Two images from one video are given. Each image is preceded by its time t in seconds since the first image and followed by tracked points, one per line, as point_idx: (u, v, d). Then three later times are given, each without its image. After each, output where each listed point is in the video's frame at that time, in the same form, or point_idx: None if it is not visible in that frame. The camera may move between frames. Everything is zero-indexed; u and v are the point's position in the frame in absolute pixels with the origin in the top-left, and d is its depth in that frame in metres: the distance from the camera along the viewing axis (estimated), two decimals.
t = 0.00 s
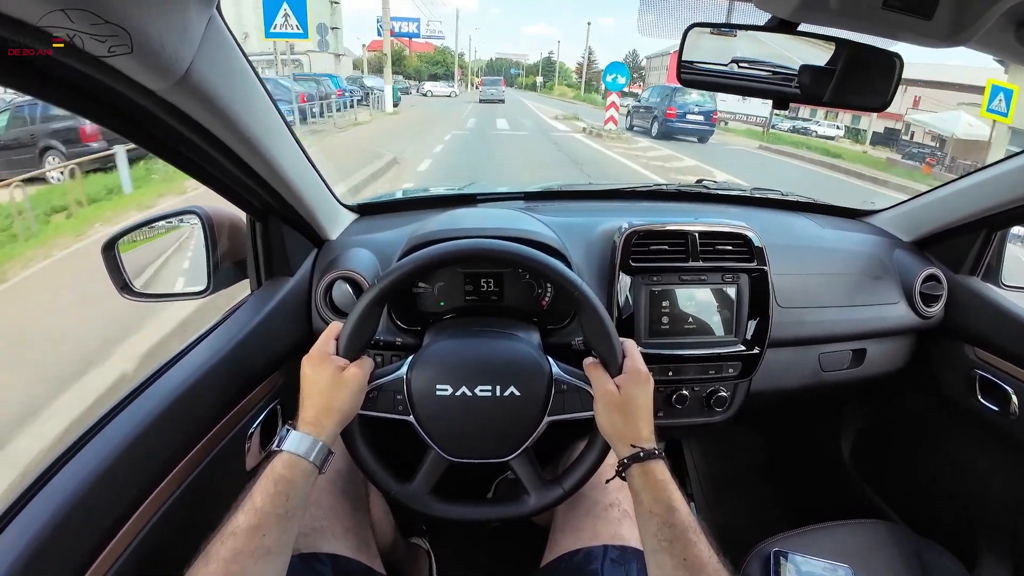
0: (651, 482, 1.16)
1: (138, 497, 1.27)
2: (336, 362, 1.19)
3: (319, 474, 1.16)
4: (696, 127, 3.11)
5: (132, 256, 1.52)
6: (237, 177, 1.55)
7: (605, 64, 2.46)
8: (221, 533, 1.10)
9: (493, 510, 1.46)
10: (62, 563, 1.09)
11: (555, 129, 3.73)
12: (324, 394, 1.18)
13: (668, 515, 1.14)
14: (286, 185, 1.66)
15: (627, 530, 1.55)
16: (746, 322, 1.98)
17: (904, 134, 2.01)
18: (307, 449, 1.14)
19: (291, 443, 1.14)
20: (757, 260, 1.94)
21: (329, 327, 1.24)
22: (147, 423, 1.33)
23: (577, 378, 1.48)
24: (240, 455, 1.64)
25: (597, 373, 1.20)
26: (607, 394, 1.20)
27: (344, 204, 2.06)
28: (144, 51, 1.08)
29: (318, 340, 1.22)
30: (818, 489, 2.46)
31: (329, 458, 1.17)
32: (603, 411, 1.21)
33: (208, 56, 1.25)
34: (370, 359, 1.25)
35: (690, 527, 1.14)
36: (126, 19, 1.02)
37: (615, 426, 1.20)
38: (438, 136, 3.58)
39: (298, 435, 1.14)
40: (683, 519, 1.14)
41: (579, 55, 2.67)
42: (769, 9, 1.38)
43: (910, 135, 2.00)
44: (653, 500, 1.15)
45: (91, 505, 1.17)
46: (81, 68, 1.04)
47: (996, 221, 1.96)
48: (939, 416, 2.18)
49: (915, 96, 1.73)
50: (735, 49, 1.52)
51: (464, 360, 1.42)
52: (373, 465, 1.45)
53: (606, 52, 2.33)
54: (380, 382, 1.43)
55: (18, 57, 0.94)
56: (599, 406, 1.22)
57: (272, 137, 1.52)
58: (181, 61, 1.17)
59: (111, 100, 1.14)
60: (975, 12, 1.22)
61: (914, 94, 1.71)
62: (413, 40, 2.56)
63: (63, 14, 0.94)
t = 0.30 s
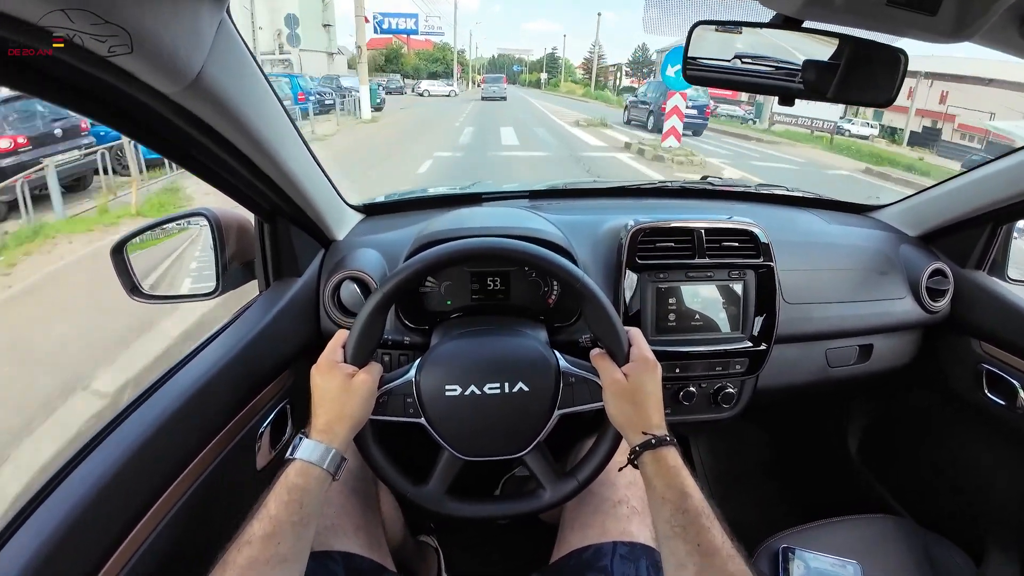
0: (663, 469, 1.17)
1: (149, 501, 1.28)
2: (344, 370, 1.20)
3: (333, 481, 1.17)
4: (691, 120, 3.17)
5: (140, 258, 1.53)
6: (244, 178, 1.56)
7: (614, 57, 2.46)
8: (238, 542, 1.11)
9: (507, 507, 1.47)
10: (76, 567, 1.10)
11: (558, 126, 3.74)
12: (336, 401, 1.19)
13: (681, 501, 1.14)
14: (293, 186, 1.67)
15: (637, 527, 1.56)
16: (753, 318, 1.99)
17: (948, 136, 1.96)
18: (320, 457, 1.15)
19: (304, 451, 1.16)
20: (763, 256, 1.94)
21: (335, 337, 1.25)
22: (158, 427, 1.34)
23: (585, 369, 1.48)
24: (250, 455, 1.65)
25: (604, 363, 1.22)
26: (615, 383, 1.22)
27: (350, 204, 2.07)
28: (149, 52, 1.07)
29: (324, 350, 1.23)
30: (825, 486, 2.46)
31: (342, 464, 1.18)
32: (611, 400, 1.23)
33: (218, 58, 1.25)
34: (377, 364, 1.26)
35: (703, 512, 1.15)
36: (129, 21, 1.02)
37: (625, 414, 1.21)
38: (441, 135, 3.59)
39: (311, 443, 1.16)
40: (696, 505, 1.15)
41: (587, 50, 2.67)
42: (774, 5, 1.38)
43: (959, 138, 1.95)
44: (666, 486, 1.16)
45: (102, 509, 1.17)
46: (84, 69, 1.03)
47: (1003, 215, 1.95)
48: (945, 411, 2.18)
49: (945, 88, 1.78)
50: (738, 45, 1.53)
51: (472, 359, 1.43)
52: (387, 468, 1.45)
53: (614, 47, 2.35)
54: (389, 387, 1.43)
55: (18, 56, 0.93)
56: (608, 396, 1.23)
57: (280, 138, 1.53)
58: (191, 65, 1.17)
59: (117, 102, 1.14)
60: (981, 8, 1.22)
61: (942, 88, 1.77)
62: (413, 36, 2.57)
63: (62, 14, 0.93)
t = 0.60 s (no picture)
0: (661, 466, 1.16)
1: (148, 501, 1.29)
2: (342, 368, 1.21)
3: (331, 479, 1.18)
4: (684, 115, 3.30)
5: (139, 260, 1.54)
6: (241, 179, 1.56)
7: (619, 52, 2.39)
8: (236, 541, 1.11)
9: (505, 505, 1.47)
10: (74, 566, 1.10)
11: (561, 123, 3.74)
12: (334, 399, 1.19)
13: (678, 500, 1.14)
14: (290, 187, 1.67)
15: (636, 524, 1.56)
16: (752, 313, 1.98)
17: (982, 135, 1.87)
18: (318, 455, 1.16)
19: (303, 449, 1.16)
20: (762, 251, 1.93)
21: (334, 334, 1.25)
22: (157, 427, 1.34)
23: (582, 367, 1.48)
24: (250, 454, 1.66)
25: (602, 361, 1.22)
26: (613, 381, 1.21)
27: (348, 204, 2.07)
28: (144, 55, 1.08)
29: (323, 347, 1.23)
30: (828, 481, 2.45)
31: (340, 462, 1.19)
32: (609, 398, 1.23)
33: (209, 59, 1.25)
34: (375, 362, 1.28)
35: (701, 511, 1.14)
36: (127, 20, 1.03)
37: (623, 412, 1.21)
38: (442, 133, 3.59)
39: (309, 441, 1.16)
40: (694, 504, 1.14)
41: (593, 45, 2.64)
42: None
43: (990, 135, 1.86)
44: (664, 484, 1.16)
45: (102, 510, 1.18)
46: (81, 71, 1.04)
47: (1006, 207, 1.93)
48: (948, 406, 2.17)
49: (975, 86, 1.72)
50: (737, 41, 1.53)
51: (470, 357, 1.43)
52: (385, 465, 1.46)
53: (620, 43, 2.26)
54: (388, 385, 1.43)
55: (17, 56, 0.93)
56: (606, 394, 1.23)
57: (276, 139, 1.54)
58: (182, 67, 1.18)
59: (112, 105, 1.15)
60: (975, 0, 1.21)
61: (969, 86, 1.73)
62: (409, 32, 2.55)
63: (62, 14, 0.94)
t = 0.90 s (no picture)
0: (662, 464, 1.16)
1: (149, 501, 1.29)
2: (341, 365, 1.20)
3: (331, 476, 1.18)
4: (678, 111, 3.24)
5: (140, 260, 1.53)
6: (239, 178, 1.56)
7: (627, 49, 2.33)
8: (237, 539, 1.11)
9: (506, 502, 1.47)
10: (75, 565, 1.11)
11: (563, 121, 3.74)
12: (333, 396, 1.19)
13: (680, 497, 1.13)
14: (289, 185, 1.67)
15: (638, 520, 1.56)
16: (754, 308, 1.97)
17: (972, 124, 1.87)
18: (319, 452, 1.15)
19: (303, 447, 1.16)
20: (764, 246, 1.92)
21: (333, 331, 1.24)
22: (157, 427, 1.34)
23: (583, 363, 1.48)
24: (252, 453, 1.66)
25: (603, 358, 1.21)
26: (614, 378, 1.21)
27: (348, 201, 2.07)
28: (141, 53, 1.08)
29: (322, 344, 1.23)
30: (832, 475, 2.44)
31: (341, 460, 1.18)
32: (610, 395, 1.22)
33: (204, 56, 1.25)
34: (375, 360, 1.26)
35: (703, 508, 1.13)
36: (125, 19, 1.03)
37: (624, 408, 1.20)
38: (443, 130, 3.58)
39: (309, 438, 1.16)
40: (695, 501, 1.13)
41: (600, 41, 2.54)
42: None
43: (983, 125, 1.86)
44: (665, 481, 1.15)
45: (102, 509, 1.18)
46: (78, 70, 1.04)
47: (1009, 199, 1.92)
48: (953, 399, 2.15)
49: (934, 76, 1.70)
50: (736, 34, 1.50)
51: (470, 353, 1.42)
52: (386, 462, 1.46)
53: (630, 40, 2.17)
54: (388, 381, 1.43)
55: (17, 56, 0.93)
56: (607, 391, 1.23)
57: (273, 138, 1.53)
58: (176, 65, 1.17)
59: (108, 104, 1.14)
60: None
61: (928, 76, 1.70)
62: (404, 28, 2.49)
63: (63, 13, 0.94)
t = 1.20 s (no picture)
0: (661, 462, 1.17)
1: (151, 497, 1.29)
2: (343, 361, 1.21)
3: (331, 471, 1.19)
4: (674, 107, 3.05)
5: (140, 258, 1.54)
6: (240, 175, 1.56)
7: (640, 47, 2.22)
8: (237, 533, 1.11)
9: (506, 498, 1.47)
10: (78, 560, 1.12)
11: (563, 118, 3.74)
12: (334, 392, 1.20)
13: (678, 495, 1.14)
14: (289, 182, 1.67)
15: (637, 517, 1.57)
16: (753, 306, 1.97)
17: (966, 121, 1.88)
18: (319, 447, 1.16)
19: (304, 441, 1.16)
20: (763, 244, 1.92)
21: (335, 326, 1.25)
22: (158, 422, 1.35)
23: (583, 362, 1.48)
24: (252, 449, 1.67)
25: (602, 357, 1.21)
26: (614, 376, 1.21)
27: (348, 198, 2.07)
28: (143, 52, 1.08)
29: (324, 340, 1.24)
30: (830, 473, 2.45)
31: (341, 455, 1.19)
32: (610, 393, 1.23)
33: (206, 53, 1.25)
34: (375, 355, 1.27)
35: (701, 506, 1.14)
36: (126, 19, 1.03)
37: (624, 407, 1.21)
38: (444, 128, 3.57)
39: (310, 433, 1.17)
40: (694, 499, 1.14)
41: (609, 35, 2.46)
42: None
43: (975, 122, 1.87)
44: (664, 479, 1.16)
45: (104, 504, 1.19)
46: (78, 67, 1.04)
47: (1008, 199, 1.92)
48: (951, 397, 2.16)
49: (958, 76, 1.75)
50: (736, 33, 1.51)
51: (470, 350, 1.43)
52: (385, 458, 1.47)
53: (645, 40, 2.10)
54: (388, 377, 1.44)
55: (17, 56, 0.94)
56: (606, 389, 1.23)
57: (274, 135, 1.53)
58: (178, 62, 1.17)
59: (109, 102, 1.15)
60: None
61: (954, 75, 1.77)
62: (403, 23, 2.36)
63: (62, 14, 0.94)
